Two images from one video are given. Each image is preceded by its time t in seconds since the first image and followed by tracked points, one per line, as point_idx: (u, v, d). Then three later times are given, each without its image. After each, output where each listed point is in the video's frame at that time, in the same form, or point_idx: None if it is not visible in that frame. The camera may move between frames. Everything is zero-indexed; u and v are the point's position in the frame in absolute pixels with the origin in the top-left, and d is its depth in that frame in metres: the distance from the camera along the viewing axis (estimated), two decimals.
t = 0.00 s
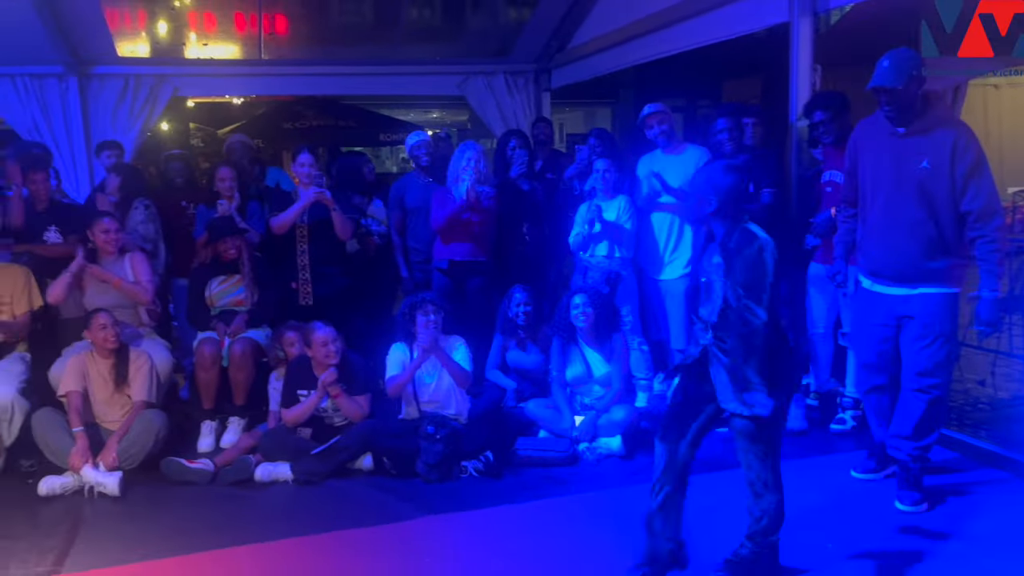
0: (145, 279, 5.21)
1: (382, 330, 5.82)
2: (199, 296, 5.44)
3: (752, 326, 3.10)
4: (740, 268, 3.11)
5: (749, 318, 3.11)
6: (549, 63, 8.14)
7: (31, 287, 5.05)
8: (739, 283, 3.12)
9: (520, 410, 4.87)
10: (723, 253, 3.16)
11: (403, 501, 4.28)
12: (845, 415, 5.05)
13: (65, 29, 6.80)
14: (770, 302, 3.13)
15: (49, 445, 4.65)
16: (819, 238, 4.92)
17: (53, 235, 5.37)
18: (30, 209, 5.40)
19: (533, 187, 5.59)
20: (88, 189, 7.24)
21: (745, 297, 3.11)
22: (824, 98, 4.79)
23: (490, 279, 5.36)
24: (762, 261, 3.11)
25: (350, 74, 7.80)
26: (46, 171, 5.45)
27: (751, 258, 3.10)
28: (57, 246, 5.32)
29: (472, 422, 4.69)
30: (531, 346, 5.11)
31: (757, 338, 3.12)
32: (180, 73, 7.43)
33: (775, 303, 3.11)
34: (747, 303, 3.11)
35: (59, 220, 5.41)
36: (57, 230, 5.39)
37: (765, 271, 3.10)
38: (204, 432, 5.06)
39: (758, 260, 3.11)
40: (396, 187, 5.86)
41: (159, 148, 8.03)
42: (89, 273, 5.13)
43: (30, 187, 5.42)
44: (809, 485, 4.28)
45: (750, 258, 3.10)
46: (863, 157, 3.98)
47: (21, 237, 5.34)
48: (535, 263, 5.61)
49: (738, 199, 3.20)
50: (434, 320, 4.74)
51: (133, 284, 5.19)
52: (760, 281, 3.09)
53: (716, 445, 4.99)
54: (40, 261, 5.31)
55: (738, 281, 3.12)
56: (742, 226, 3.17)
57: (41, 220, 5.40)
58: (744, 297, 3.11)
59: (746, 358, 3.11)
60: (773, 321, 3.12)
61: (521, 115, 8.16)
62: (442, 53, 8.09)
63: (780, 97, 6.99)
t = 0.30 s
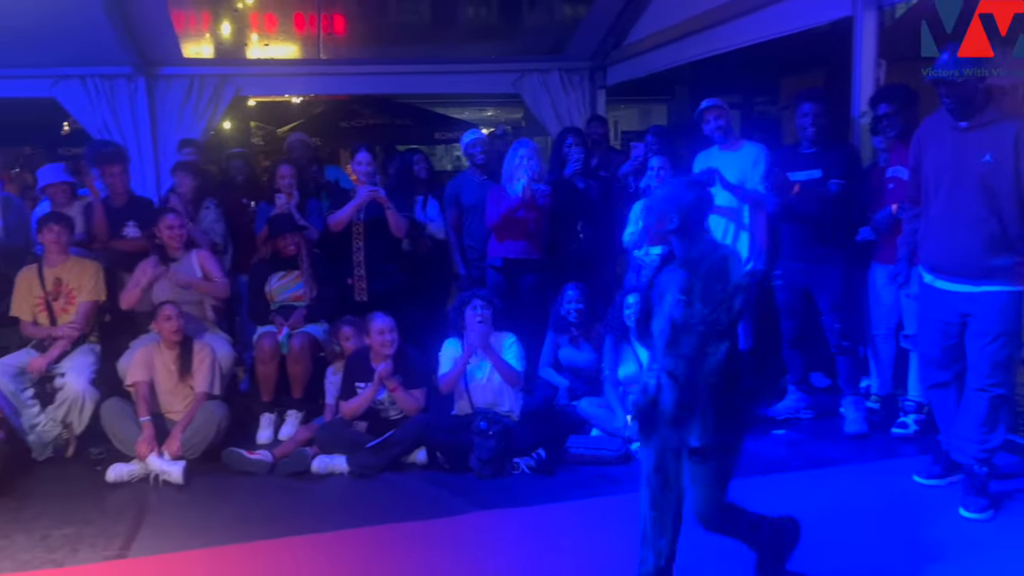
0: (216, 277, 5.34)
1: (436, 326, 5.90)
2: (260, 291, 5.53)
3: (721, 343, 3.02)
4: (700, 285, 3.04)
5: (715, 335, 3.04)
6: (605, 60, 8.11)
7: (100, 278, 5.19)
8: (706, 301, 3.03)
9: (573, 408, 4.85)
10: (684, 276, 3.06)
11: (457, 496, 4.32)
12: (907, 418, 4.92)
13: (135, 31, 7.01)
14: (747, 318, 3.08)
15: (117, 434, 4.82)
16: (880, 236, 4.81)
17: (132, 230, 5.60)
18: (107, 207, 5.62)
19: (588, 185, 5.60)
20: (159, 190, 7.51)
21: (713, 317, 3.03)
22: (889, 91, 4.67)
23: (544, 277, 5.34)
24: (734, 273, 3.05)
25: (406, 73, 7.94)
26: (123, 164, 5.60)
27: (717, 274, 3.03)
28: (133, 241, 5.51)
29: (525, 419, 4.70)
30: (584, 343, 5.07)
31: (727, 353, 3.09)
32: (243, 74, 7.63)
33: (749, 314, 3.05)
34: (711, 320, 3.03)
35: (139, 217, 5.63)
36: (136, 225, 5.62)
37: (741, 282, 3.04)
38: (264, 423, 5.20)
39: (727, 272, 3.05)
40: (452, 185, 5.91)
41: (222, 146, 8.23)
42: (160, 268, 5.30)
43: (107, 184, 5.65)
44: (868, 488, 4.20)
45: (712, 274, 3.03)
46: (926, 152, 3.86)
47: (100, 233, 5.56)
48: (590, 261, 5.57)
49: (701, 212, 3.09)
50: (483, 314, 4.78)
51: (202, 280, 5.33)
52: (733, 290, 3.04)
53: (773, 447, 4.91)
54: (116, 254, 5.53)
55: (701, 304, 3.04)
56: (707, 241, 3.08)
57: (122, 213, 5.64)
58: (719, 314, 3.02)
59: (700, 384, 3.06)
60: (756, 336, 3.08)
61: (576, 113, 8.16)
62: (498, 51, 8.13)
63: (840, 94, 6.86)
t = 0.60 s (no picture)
0: (283, 272, 5.52)
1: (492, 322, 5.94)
2: (319, 284, 5.66)
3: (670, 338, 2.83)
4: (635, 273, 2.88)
5: (647, 329, 2.92)
6: (662, 54, 8.00)
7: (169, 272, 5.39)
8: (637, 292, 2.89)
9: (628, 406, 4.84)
10: (623, 264, 2.90)
11: (510, 491, 4.34)
12: (975, 422, 4.76)
13: (200, 31, 7.19)
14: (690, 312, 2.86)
15: (181, 422, 4.91)
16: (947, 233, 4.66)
17: (205, 224, 5.76)
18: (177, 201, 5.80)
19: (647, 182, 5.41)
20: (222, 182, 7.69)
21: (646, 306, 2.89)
22: (962, 82, 4.50)
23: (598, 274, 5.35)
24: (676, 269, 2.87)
25: (462, 69, 7.96)
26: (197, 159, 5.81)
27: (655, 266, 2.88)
28: (205, 235, 5.71)
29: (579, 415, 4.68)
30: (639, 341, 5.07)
31: (658, 353, 2.95)
32: (304, 71, 7.77)
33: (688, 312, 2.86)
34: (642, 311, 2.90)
35: (210, 211, 5.78)
36: (209, 220, 5.77)
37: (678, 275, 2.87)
38: (322, 415, 5.28)
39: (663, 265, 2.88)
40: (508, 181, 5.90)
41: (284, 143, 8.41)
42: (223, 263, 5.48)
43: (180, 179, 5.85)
44: (933, 494, 4.08)
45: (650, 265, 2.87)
46: (998, 146, 3.73)
47: (175, 225, 5.78)
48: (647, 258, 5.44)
49: (641, 203, 2.91)
50: (531, 311, 4.76)
51: (267, 274, 5.51)
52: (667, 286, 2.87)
53: (835, 448, 4.81)
54: (186, 249, 5.71)
55: (638, 294, 2.88)
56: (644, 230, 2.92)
57: (198, 207, 5.82)
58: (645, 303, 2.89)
59: (627, 385, 2.94)
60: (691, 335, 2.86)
61: (633, 108, 8.11)
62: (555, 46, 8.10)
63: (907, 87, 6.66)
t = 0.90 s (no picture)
0: (366, 262, 5.64)
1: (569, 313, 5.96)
2: (400, 270, 5.76)
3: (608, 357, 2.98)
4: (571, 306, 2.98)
5: (581, 360, 2.96)
6: (747, 41, 7.82)
7: (260, 261, 5.59)
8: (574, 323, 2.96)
9: (708, 399, 4.75)
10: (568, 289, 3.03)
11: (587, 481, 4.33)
12: None
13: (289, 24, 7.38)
14: (618, 350, 3.02)
15: (268, 404, 5.07)
16: None
17: (291, 213, 5.87)
18: (265, 191, 5.97)
19: (736, 172, 5.30)
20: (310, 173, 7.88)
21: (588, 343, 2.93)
22: None
23: (681, 265, 5.23)
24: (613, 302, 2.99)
25: (541, 59, 7.96)
26: (287, 149, 6.00)
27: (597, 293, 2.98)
28: (291, 224, 5.81)
29: (658, 407, 4.63)
30: (719, 333, 4.88)
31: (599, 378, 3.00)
32: (388, 63, 7.91)
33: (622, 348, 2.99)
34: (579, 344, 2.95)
35: (296, 200, 5.89)
36: (295, 208, 5.89)
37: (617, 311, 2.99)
38: (402, 400, 5.34)
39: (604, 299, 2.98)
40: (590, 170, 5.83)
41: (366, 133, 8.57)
42: (309, 248, 5.63)
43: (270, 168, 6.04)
44: None
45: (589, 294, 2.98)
46: None
47: (262, 215, 5.94)
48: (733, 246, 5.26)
49: (588, 221, 3.06)
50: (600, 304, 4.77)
51: (351, 262, 5.64)
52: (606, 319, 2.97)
53: (926, 448, 4.63)
54: (274, 236, 5.88)
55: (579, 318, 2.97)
56: (586, 256, 3.04)
57: (283, 196, 5.94)
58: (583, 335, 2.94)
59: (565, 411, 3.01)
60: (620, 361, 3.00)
61: (716, 96, 7.96)
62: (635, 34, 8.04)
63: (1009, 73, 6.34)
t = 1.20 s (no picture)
0: (462, 247, 5.76)
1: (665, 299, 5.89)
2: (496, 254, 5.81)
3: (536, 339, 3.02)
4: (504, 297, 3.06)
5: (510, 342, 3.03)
6: (858, 20, 7.49)
7: (360, 243, 5.74)
8: (499, 314, 2.95)
9: (810, 392, 4.61)
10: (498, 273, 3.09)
11: (682, 471, 4.28)
12: None
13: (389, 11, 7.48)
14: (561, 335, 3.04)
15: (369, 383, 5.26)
16: None
17: (387, 196, 5.96)
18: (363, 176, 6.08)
19: (851, 160, 5.15)
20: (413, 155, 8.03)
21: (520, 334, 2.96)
22: None
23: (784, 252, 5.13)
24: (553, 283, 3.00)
25: (638, 41, 7.85)
26: (385, 134, 6.10)
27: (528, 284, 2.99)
28: (388, 207, 5.90)
29: (756, 398, 4.53)
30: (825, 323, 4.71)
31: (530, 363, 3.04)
32: (485, 47, 7.92)
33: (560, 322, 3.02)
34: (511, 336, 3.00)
35: (394, 184, 5.98)
36: (391, 192, 5.96)
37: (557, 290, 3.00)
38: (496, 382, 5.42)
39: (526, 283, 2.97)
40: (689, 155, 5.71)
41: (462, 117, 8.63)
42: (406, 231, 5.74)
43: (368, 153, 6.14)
44: None
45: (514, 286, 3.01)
46: None
47: (360, 197, 6.04)
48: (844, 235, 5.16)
49: (530, 204, 3.12)
50: (691, 293, 4.70)
51: (447, 246, 5.74)
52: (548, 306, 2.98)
53: None
54: (372, 220, 6.02)
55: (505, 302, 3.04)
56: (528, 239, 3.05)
57: (382, 180, 6.06)
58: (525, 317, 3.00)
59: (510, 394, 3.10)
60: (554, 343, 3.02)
61: (822, 78, 7.68)
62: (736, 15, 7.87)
63: None
